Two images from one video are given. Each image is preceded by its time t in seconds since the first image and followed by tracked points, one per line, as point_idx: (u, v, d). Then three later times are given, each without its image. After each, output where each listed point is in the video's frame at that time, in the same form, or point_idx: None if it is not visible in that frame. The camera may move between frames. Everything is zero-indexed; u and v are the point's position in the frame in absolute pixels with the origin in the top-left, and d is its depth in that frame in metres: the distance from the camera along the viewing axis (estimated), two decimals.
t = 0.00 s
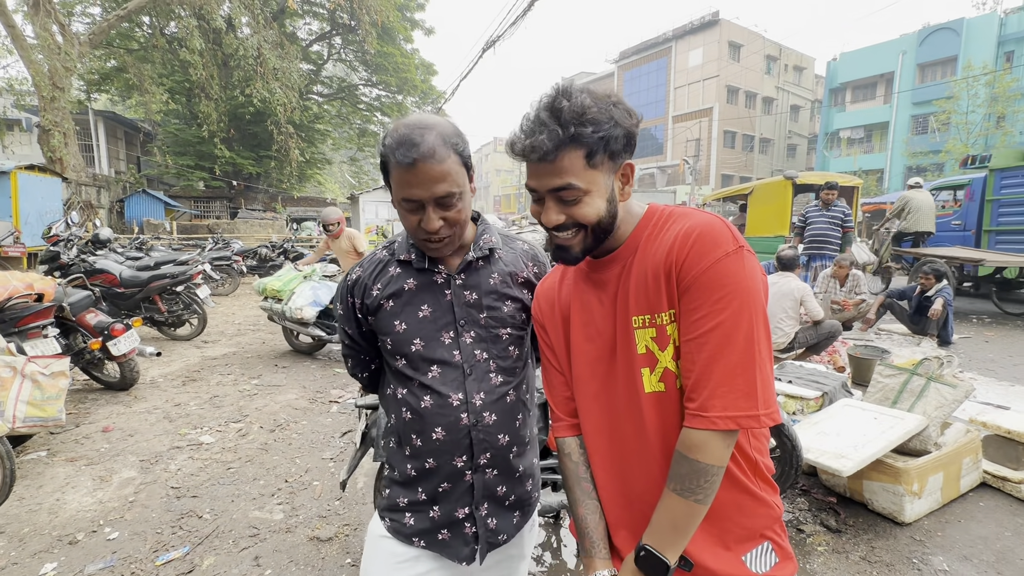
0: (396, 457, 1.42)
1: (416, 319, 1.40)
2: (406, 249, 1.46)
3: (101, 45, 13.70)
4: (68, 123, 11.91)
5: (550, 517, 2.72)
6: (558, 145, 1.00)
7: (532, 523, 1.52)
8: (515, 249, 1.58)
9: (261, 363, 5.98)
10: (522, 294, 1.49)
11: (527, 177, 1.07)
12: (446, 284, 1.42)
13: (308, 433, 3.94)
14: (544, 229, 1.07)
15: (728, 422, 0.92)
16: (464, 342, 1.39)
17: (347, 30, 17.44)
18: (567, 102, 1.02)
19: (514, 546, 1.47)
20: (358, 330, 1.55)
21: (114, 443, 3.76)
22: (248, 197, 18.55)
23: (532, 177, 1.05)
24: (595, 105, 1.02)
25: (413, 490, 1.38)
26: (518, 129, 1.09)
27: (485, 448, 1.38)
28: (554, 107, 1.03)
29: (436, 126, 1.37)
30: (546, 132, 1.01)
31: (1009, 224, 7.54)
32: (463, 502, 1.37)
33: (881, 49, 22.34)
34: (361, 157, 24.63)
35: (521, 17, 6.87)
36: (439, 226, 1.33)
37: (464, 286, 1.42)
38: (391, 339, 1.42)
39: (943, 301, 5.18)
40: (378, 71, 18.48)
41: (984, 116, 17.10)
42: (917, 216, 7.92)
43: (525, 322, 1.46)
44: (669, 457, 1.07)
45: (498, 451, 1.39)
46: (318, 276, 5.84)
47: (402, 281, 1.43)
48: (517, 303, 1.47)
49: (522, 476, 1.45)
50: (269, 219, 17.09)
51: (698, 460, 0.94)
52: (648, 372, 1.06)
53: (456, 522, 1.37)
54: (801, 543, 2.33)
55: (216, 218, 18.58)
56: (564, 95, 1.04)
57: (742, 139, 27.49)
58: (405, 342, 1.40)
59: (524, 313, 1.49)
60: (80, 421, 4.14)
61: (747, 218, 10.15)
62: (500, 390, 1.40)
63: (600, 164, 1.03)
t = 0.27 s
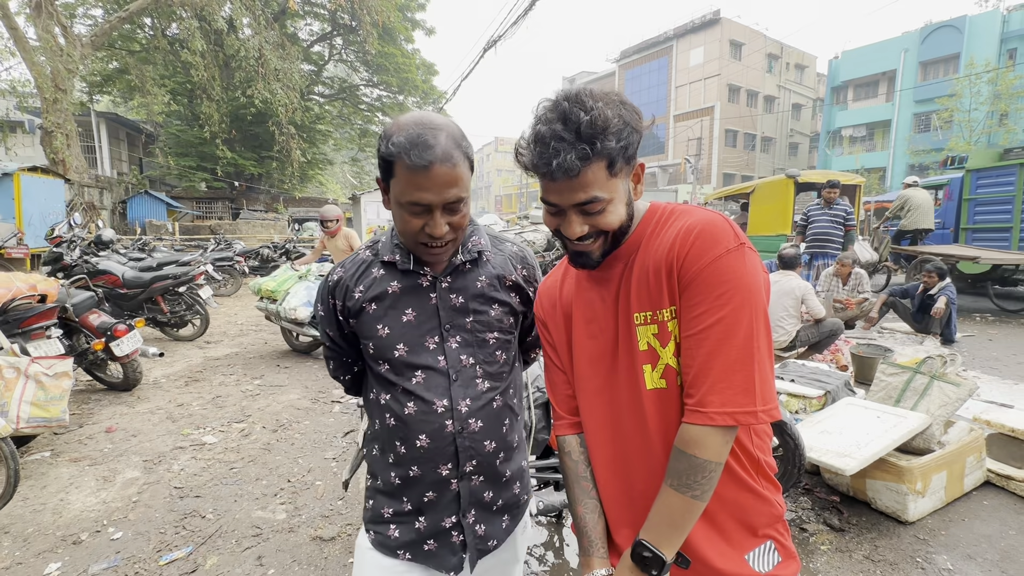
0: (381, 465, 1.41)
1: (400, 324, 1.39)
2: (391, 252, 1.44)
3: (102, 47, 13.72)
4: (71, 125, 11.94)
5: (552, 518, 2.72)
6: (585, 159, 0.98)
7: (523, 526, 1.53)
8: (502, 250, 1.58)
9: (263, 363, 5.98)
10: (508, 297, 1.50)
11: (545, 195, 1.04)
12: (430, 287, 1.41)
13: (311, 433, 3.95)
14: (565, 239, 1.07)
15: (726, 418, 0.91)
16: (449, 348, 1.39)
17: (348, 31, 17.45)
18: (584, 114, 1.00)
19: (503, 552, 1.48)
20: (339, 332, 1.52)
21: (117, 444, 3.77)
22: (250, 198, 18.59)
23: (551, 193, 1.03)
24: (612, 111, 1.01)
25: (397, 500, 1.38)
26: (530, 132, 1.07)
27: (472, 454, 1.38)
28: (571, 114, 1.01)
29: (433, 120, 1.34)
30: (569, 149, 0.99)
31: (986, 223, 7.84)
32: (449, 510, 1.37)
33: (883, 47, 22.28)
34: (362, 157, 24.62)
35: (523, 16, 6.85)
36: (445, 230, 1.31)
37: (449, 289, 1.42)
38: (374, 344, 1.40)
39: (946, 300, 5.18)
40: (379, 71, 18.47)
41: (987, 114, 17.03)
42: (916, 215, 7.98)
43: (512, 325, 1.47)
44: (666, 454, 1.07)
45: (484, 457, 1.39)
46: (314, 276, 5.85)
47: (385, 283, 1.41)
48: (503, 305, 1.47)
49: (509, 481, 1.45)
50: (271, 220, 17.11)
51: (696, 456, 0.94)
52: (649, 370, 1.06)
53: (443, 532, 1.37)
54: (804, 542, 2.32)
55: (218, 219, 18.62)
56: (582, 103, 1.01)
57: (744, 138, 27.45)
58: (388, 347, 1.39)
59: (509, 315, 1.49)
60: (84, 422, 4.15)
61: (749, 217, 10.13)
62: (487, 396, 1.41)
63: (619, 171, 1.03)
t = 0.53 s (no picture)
0: (346, 484, 1.35)
1: (369, 330, 1.33)
2: (358, 251, 1.37)
3: (105, 48, 13.73)
4: (73, 126, 11.97)
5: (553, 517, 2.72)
6: (588, 159, 0.98)
7: (498, 531, 1.54)
8: (476, 251, 1.57)
9: (265, 363, 5.99)
10: (483, 300, 1.50)
11: (548, 194, 1.04)
12: (403, 290, 1.37)
13: (313, 432, 3.96)
14: (569, 238, 1.07)
15: (729, 416, 0.91)
16: (423, 355, 1.36)
17: (350, 31, 17.45)
18: (587, 113, 1.00)
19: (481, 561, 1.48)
20: (297, 340, 1.42)
21: (120, 444, 3.78)
22: (252, 198, 18.62)
23: (555, 192, 1.02)
24: (616, 110, 1.01)
25: (364, 521, 1.33)
26: (533, 130, 1.07)
27: (447, 467, 1.36)
28: (575, 113, 1.01)
29: (412, 109, 1.32)
30: (575, 148, 0.98)
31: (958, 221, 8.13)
32: (425, 528, 1.35)
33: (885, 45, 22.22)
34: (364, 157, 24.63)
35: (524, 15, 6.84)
36: (426, 226, 1.27)
37: (423, 293, 1.39)
38: (339, 353, 1.33)
39: (949, 298, 5.16)
40: (381, 71, 18.44)
41: (989, 112, 16.96)
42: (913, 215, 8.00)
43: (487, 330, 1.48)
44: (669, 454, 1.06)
45: (460, 469, 1.38)
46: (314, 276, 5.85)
47: (354, 286, 1.34)
48: (477, 309, 1.47)
49: (483, 491, 1.45)
50: (274, 220, 17.15)
51: (699, 454, 0.94)
52: (651, 369, 1.05)
53: (418, 550, 1.35)
54: (806, 541, 2.32)
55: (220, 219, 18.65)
56: (585, 103, 1.01)
57: (745, 137, 27.40)
58: (355, 357, 1.32)
59: (484, 318, 1.49)
60: (87, 422, 4.16)
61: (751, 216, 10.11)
62: (463, 406, 1.40)
63: (622, 170, 1.02)
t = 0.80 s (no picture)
0: (299, 508, 1.26)
1: (324, 337, 1.24)
2: (310, 249, 1.27)
3: (107, 49, 13.75)
4: (76, 127, 11.98)
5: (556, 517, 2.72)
6: (593, 159, 0.98)
7: (468, 547, 1.47)
8: (439, 251, 1.50)
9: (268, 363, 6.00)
10: (448, 301, 1.44)
11: (550, 194, 1.04)
12: (360, 292, 1.29)
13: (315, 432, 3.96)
14: (572, 237, 1.06)
15: (733, 417, 0.91)
16: (385, 363, 1.28)
17: (352, 32, 17.46)
18: (591, 113, 1.00)
19: None
20: (239, 349, 1.31)
21: (123, 443, 3.79)
22: (254, 199, 18.65)
23: (558, 192, 1.02)
24: (620, 110, 1.01)
25: (318, 548, 1.26)
26: (536, 130, 1.07)
27: (412, 484, 1.29)
28: (579, 113, 1.01)
29: (375, 93, 1.25)
30: (580, 149, 0.98)
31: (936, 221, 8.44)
32: (388, 551, 1.28)
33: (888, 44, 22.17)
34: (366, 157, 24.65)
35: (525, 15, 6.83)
36: (390, 222, 1.22)
37: (384, 294, 1.31)
38: (289, 364, 1.23)
39: (953, 298, 5.13)
40: (382, 72, 18.39)
41: (993, 112, 16.90)
42: (910, 215, 7.96)
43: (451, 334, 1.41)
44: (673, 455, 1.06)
45: (426, 484, 1.31)
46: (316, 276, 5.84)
47: (305, 288, 1.24)
48: (443, 310, 1.41)
49: (449, 507, 1.38)
50: (276, 220, 17.19)
51: (704, 455, 0.94)
52: (655, 369, 1.05)
53: None
54: (809, 542, 2.31)
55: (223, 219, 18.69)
56: (588, 102, 1.01)
57: (747, 136, 27.34)
58: (307, 368, 1.23)
59: (450, 318, 1.43)
60: (90, 422, 4.17)
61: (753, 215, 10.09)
62: (429, 416, 1.33)
63: (626, 170, 1.02)
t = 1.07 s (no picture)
0: (266, 518, 1.25)
1: (301, 338, 1.23)
2: (289, 247, 1.26)
3: (109, 49, 13.78)
4: (78, 127, 11.97)
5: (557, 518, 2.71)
6: (597, 158, 0.98)
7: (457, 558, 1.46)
8: (424, 253, 1.50)
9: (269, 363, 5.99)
10: (431, 304, 1.44)
11: (553, 191, 1.04)
12: (341, 293, 1.28)
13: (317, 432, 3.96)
14: (575, 237, 1.06)
15: (737, 417, 0.91)
16: (364, 367, 1.27)
17: (353, 32, 17.47)
18: (595, 112, 0.99)
19: None
20: (209, 349, 1.29)
21: (125, 444, 3.79)
22: (255, 199, 18.68)
23: (561, 192, 1.02)
24: (625, 110, 1.00)
25: (287, 560, 1.24)
26: (539, 129, 1.07)
27: (389, 492, 1.28)
28: (583, 112, 1.00)
29: (363, 86, 1.25)
30: (583, 148, 0.98)
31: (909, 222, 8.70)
32: (362, 562, 1.27)
33: (889, 44, 22.13)
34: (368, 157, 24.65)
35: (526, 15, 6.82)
36: (379, 220, 1.22)
37: (365, 296, 1.30)
38: (263, 367, 1.22)
39: (957, 298, 5.14)
40: (383, 72, 18.38)
41: (995, 111, 16.85)
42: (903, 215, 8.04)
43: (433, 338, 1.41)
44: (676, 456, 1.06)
45: (404, 493, 1.31)
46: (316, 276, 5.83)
47: (283, 288, 1.23)
48: (425, 314, 1.41)
49: (426, 516, 1.37)
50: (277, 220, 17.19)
51: (708, 456, 0.93)
52: (658, 369, 1.05)
53: None
54: (812, 542, 2.30)
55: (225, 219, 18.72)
56: (594, 102, 1.01)
57: (749, 136, 27.30)
58: (282, 371, 1.21)
59: (432, 321, 1.44)
60: (92, 422, 4.18)
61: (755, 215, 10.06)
62: (409, 422, 1.32)
63: (630, 169, 1.02)
